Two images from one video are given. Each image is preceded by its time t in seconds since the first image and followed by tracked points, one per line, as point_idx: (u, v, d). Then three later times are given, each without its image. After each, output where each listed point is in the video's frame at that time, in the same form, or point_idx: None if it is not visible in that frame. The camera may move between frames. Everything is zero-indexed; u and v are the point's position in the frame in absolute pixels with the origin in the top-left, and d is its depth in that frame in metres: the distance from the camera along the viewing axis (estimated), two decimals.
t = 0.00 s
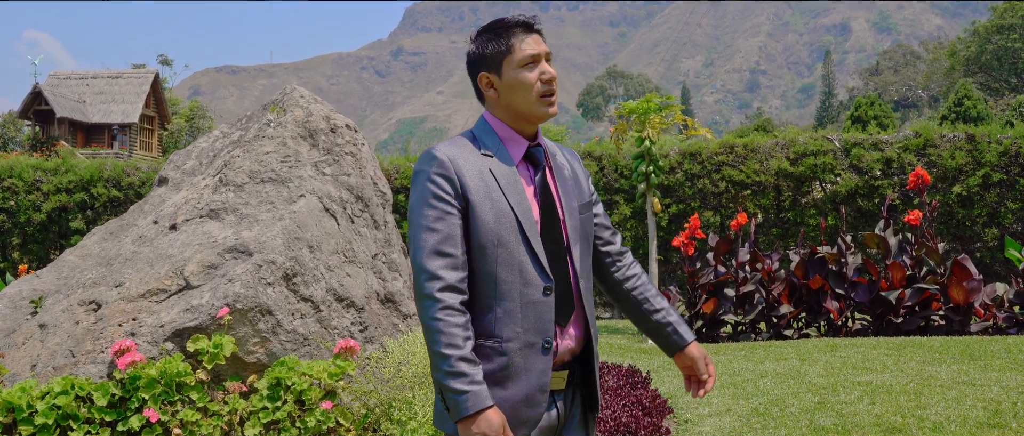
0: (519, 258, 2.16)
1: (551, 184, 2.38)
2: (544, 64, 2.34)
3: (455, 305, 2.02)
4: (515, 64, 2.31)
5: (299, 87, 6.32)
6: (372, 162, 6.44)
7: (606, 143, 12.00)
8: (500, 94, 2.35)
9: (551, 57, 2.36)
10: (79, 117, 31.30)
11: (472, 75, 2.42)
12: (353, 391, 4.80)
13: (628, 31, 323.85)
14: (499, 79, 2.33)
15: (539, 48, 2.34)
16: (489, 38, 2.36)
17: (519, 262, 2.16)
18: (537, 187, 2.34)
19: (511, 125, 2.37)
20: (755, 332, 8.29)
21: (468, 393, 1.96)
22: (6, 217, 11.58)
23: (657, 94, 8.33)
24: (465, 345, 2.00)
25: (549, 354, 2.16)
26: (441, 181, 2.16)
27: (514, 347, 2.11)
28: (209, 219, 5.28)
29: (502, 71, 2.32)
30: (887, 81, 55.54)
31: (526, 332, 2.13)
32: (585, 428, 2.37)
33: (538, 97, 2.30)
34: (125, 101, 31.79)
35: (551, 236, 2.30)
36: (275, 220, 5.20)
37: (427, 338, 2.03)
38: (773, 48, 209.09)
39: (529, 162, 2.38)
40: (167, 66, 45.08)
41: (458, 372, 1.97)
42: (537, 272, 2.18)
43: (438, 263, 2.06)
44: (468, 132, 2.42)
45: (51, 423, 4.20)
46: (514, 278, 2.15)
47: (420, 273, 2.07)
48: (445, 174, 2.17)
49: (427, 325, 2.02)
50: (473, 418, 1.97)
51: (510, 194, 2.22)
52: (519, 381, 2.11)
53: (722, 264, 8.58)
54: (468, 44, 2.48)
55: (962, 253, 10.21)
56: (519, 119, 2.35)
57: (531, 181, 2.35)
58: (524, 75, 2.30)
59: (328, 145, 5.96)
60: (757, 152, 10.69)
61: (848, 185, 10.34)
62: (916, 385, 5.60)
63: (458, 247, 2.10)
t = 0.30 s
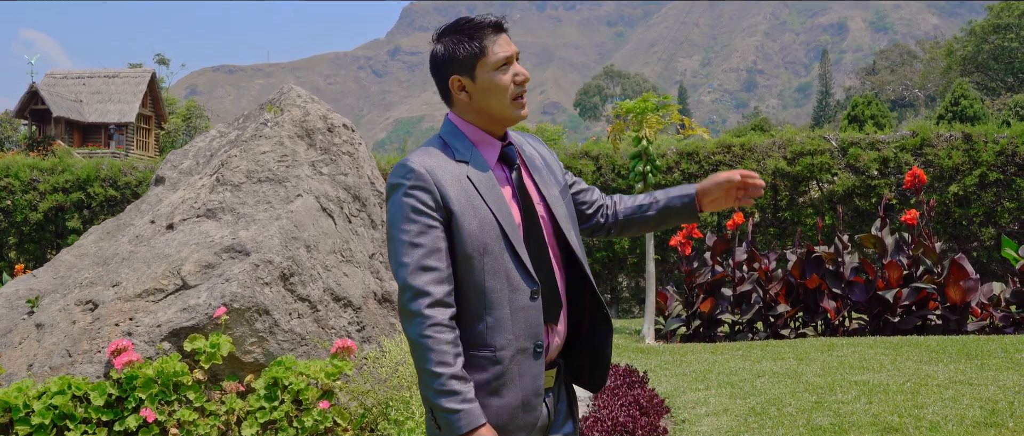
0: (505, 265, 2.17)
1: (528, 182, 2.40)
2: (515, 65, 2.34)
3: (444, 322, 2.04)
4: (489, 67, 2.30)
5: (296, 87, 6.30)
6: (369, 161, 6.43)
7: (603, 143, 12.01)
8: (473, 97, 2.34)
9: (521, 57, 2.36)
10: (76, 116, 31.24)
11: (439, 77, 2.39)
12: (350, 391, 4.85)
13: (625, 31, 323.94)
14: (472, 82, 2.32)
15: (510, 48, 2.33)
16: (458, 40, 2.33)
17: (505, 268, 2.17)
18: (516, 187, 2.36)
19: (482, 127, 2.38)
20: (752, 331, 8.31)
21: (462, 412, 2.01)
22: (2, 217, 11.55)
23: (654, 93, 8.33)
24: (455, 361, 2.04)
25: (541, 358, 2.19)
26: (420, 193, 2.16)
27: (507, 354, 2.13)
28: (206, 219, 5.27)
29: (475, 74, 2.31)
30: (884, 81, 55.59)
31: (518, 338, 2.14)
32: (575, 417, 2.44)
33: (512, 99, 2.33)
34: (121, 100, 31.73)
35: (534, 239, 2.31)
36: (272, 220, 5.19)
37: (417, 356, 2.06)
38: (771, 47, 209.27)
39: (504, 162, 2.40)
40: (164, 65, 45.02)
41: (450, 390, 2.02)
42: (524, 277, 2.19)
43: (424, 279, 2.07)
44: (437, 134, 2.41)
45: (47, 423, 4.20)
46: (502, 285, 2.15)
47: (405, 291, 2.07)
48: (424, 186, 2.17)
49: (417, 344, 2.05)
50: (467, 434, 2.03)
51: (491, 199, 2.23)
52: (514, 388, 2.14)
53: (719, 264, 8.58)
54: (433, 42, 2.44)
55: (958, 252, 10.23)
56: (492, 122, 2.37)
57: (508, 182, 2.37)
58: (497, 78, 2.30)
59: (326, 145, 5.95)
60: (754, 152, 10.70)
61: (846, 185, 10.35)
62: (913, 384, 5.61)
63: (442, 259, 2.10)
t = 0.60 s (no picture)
0: (503, 269, 2.18)
1: (522, 183, 2.42)
2: (514, 68, 2.34)
3: (445, 327, 2.05)
4: (489, 70, 2.29)
5: (295, 87, 6.30)
6: (368, 162, 6.43)
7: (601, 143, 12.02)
8: (470, 99, 2.33)
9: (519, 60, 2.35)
10: (74, 116, 31.19)
11: (436, 76, 2.36)
12: (348, 392, 4.83)
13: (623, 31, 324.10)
14: (471, 84, 2.30)
15: (508, 52, 2.32)
16: (459, 40, 2.30)
17: (503, 272, 2.18)
18: (512, 189, 2.38)
19: (478, 130, 2.38)
20: (749, 332, 8.32)
21: (467, 417, 2.01)
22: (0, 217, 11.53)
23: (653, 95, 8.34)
24: (458, 367, 2.04)
25: (540, 361, 2.20)
26: (418, 199, 2.15)
27: (506, 359, 2.14)
28: (204, 219, 5.28)
29: (474, 77, 2.29)
30: (882, 82, 55.68)
31: (517, 342, 2.16)
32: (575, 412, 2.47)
33: (510, 103, 2.32)
34: (119, 100, 31.68)
35: (529, 241, 2.33)
36: (271, 221, 5.19)
37: (418, 361, 2.06)
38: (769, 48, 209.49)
39: (500, 165, 2.41)
40: (162, 65, 44.96)
41: (455, 396, 2.01)
42: (521, 282, 2.20)
43: (424, 286, 2.07)
44: (432, 136, 2.40)
45: (45, 423, 4.20)
46: (500, 290, 2.17)
47: (405, 297, 2.07)
48: (422, 191, 2.16)
49: (419, 351, 2.05)
50: None
51: (489, 203, 2.23)
52: (513, 392, 2.14)
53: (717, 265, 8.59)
54: (430, 40, 2.41)
55: (956, 254, 10.25)
56: (488, 125, 2.36)
57: (505, 184, 2.38)
58: (497, 81, 2.29)
59: (324, 145, 5.95)
60: (752, 153, 10.72)
61: (844, 186, 10.37)
62: (910, 386, 5.62)
63: (441, 265, 2.10)
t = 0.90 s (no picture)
0: (511, 268, 2.18)
1: (529, 184, 2.42)
2: (522, 69, 2.35)
3: (449, 327, 2.04)
4: (497, 70, 2.29)
5: (291, 88, 6.30)
6: (364, 163, 6.43)
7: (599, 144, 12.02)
8: (478, 98, 2.33)
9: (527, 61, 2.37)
10: (71, 117, 31.18)
11: (444, 75, 2.36)
12: (344, 393, 4.84)
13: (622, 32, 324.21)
14: (479, 83, 2.30)
15: (517, 52, 2.33)
16: (469, 39, 2.31)
17: (510, 271, 2.18)
18: (518, 189, 2.38)
19: (485, 130, 2.39)
20: (746, 333, 8.32)
21: (468, 417, 2.01)
22: None
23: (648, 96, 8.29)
24: (461, 367, 2.03)
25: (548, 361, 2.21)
26: (425, 197, 2.14)
27: (513, 358, 2.14)
28: (200, 220, 5.27)
29: (483, 76, 2.30)
30: (880, 82, 55.71)
31: (524, 342, 2.16)
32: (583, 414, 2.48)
33: (518, 103, 2.33)
34: (117, 100, 31.67)
35: (536, 241, 2.32)
36: (266, 222, 5.19)
37: (421, 360, 2.06)
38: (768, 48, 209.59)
39: (507, 165, 2.42)
40: (159, 65, 44.97)
41: (456, 396, 2.01)
42: (529, 281, 2.20)
43: (430, 284, 2.06)
44: (438, 137, 2.40)
45: (41, 425, 4.18)
46: (507, 289, 2.16)
47: (410, 296, 2.07)
48: (429, 190, 2.15)
49: (422, 349, 2.05)
50: None
51: (496, 203, 2.23)
52: (520, 391, 2.15)
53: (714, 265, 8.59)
54: (439, 39, 2.41)
55: (953, 254, 10.25)
56: (494, 125, 2.37)
57: (512, 184, 2.39)
58: (505, 81, 2.30)
59: (320, 146, 5.95)
60: (749, 153, 10.72)
61: (841, 187, 10.37)
62: (906, 386, 5.62)
63: (448, 264, 2.10)
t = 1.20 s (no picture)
0: (524, 260, 2.18)
1: (544, 183, 2.45)
2: (538, 68, 2.38)
3: (463, 314, 2.03)
4: (512, 66, 2.33)
5: (285, 88, 6.30)
6: (358, 163, 6.43)
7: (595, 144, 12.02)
8: (494, 95, 2.37)
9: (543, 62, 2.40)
10: (68, 117, 31.15)
11: (462, 73, 2.41)
12: (337, 393, 4.86)
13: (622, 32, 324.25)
14: (496, 79, 2.34)
15: (533, 52, 2.38)
16: (488, 37, 2.36)
17: (524, 263, 2.18)
18: (533, 187, 2.39)
19: (500, 128, 2.42)
20: (742, 333, 8.31)
21: (481, 404, 1.99)
22: None
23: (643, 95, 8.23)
24: (475, 354, 2.02)
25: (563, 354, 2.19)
26: (440, 188, 2.17)
27: (526, 350, 2.13)
28: (193, 221, 5.27)
29: (499, 72, 2.34)
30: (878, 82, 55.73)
31: (538, 334, 2.15)
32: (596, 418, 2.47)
33: (532, 100, 2.35)
34: (114, 101, 31.67)
35: (549, 237, 2.33)
36: (260, 222, 5.18)
37: (435, 348, 2.05)
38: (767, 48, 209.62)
39: (521, 163, 2.44)
40: (157, 66, 44.96)
41: (470, 382, 1.99)
42: (543, 274, 2.20)
43: (443, 273, 2.06)
44: (455, 134, 2.44)
45: (33, 426, 4.16)
46: (521, 281, 2.16)
47: (424, 284, 2.07)
48: (443, 181, 2.18)
49: (435, 337, 2.04)
50: (488, 427, 2.00)
51: (510, 197, 2.24)
52: (534, 384, 2.13)
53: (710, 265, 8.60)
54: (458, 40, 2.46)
55: (949, 254, 10.24)
56: (510, 122, 2.40)
57: (526, 181, 2.41)
58: (521, 78, 2.33)
59: (314, 146, 5.95)
60: (745, 154, 10.72)
61: (836, 186, 10.37)
62: (900, 386, 5.62)
63: (462, 254, 2.10)
